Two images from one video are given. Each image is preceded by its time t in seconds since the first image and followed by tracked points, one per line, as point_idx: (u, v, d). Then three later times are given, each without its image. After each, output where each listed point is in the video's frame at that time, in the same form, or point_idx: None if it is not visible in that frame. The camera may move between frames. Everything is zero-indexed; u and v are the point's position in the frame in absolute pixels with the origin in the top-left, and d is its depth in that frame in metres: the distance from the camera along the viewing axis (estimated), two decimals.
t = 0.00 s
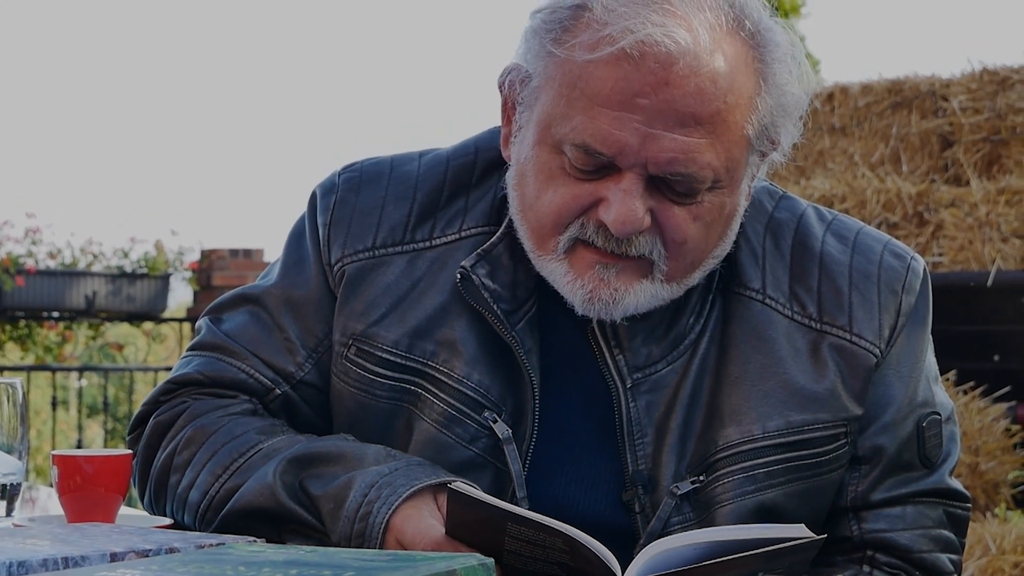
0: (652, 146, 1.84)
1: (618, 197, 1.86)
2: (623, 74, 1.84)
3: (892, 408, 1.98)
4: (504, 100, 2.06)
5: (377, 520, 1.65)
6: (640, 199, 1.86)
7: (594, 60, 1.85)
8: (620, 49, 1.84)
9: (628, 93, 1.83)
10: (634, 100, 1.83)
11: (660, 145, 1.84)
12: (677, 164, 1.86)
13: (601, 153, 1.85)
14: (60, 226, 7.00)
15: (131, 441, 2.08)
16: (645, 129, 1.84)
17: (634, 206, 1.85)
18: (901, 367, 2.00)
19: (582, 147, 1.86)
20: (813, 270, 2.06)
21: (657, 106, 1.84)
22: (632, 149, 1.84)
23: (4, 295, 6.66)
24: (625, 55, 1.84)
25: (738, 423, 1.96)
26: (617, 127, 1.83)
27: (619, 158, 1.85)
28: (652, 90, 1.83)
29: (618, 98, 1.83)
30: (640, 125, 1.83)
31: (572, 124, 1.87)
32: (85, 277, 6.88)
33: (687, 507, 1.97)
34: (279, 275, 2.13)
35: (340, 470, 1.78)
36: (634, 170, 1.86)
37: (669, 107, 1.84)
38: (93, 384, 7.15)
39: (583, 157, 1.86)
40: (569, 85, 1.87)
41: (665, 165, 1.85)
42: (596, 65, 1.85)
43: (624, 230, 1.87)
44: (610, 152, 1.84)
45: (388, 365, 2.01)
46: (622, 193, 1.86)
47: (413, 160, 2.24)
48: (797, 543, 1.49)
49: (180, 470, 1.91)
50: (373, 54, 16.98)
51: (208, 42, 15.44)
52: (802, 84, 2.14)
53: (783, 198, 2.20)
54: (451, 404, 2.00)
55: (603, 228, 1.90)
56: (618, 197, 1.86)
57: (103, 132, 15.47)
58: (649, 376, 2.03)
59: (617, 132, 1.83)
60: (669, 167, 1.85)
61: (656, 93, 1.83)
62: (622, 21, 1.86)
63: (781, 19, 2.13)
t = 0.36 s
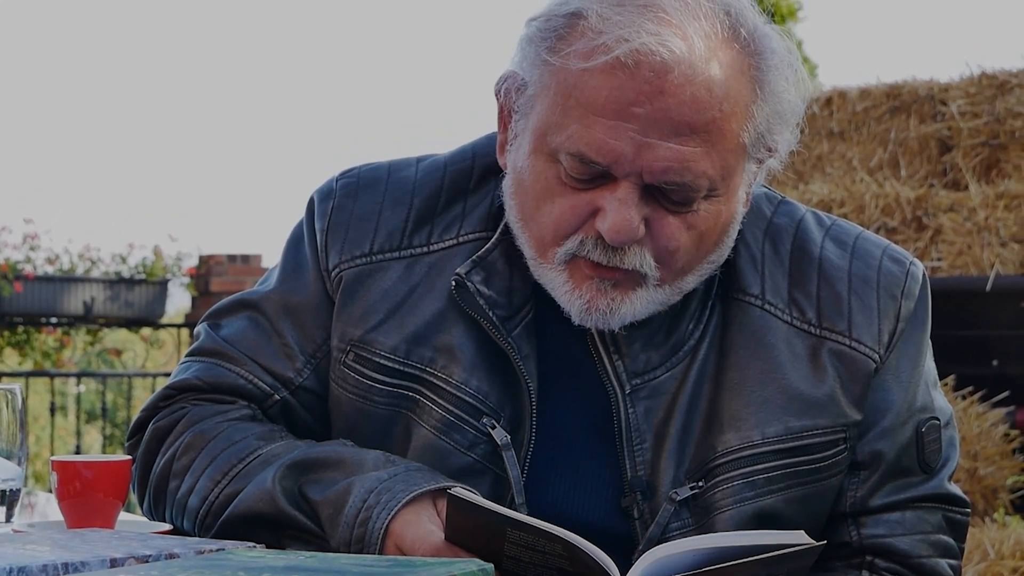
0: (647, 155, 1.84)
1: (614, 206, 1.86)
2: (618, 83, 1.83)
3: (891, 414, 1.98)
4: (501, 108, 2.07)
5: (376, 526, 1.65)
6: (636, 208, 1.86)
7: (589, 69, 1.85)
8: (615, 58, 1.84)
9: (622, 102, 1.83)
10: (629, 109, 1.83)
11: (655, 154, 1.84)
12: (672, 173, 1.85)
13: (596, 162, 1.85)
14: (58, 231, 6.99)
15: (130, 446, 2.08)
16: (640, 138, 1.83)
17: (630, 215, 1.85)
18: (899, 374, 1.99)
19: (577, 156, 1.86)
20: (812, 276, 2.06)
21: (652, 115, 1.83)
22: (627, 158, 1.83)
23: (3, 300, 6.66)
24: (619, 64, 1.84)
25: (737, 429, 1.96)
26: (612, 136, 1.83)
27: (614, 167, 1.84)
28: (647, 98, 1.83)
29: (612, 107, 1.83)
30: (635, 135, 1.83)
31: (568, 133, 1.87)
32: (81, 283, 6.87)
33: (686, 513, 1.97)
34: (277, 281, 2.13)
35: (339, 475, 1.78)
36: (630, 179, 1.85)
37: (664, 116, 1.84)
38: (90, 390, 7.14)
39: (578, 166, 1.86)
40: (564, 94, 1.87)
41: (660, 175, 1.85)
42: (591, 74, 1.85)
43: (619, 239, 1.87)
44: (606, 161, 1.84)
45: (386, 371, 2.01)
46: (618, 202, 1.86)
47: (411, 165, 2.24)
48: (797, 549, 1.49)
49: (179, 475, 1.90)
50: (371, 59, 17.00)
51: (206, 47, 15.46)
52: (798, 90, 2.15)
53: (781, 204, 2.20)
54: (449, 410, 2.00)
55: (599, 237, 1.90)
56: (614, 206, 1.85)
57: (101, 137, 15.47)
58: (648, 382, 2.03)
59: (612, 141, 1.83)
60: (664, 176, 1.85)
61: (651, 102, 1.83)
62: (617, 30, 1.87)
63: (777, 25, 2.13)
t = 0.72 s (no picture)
0: (647, 156, 1.84)
1: (614, 206, 1.86)
2: (617, 83, 1.84)
3: (892, 415, 1.98)
4: (502, 109, 2.07)
5: (377, 525, 1.65)
6: (636, 208, 1.86)
7: (588, 70, 1.86)
8: (614, 59, 1.84)
9: (622, 103, 1.83)
10: (629, 109, 1.83)
11: (655, 154, 1.84)
12: (672, 173, 1.85)
13: (596, 163, 1.85)
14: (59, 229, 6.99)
15: (131, 444, 2.08)
16: (639, 138, 1.83)
17: (630, 215, 1.85)
18: (901, 374, 2.00)
19: (577, 157, 1.86)
20: (813, 277, 2.06)
21: (652, 115, 1.83)
22: (627, 159, 1.84)
23: (3, 298, 6.66)
24: (619, 64, 1.84)
25: (738, 430, 1.96)
26: (612, 137, 1.83)
27: (614, 167, 1.85)
28: (646, 99, 1.83)
29: (611, 107, 1.83)
30: (635, 135, 1.83)
31: (567, 134, 1.87)
32: (81, 281, 6.87)
33: (687, 513, 1.97)
34: (279, 279, 2.13)
35: (340, 474, 1.78)
36: (630, 180, 1.86)
37: (664, 117, 1.84)
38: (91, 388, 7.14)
39: (578, 167, 1.86)
40: (564, 95, 1.87)
41: (660, 175, 1.85)
42: (590, 74, 1.85)
43: (619, 239, 1.87)
44: (605, 162, 1.84)
45: (388, 371, 2.01)
46: (618, 202, 1.86)
47: (413, 165, 2.24)
48: (799, 549, 1.49)
49: (180, 474, 1.90)
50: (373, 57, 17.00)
51: (207, 46, 15.46)
52: (799, 90, 2.15)
53: (783, 205, 2.20)
54: (451, 410, 2.00)
55: (599, 237, 1.90)
56: (614, 207, 1.86)
57: (102, 135, 15.48)
58: (649, 383, 2.03)
59: (611, 142, 1.83)
60: (664, 177, 1.85)
61: (651, 102, 1.83)
62: (616, 31, 1.87)
63: (778, 25, 2.13)
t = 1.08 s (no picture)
0: (651, 150, 1.83)
1: (618, 201, 1.85)
2: (622, 78, 1.83)
3: (897, 413, 1.98)
4: (507, 104, 2.06)
5: (382, 520, 1.65)
6: (640, 204, 1.86)
7: (593, 64, 1.85)
8: (620, 54, 1.84)
9: (627, 98, 1.83)
10: (634, 104, 1.83)
11: (660, 149, 1.84)
12: (677, 169, 1.85)
13: (600, 158, 1.84)
14: (64, 223, 7.00)
15: (136, 439, 2.08)
16: (644, 133, 1.83)
17: (634, 211, 1.85)
18: (906, 372, 1.99)
19: (581, 152, 1.86)
20: (819, 273, 2.06)
21: (657, 110, 1.83)
22: (632, 154, 1.83)
23: (7, 292, 6.66)
24: (624, 59, 1.84)
25: (742, 427, 1.96)
26: (617, 132, 1.83)
27: (618, 162, 1.84)
28: (651, 94, 1.83)
29: (617, 102, 1.83)
30: (640, 130, 1.83)
31: (572, 129, 1.87)
32: (85, 274, 6.87)
33: (691, 510, 1.97)
34: (284, 274, 2.13)
35: (345, 469, 1.78)
36: (634, 175, 1.85)
37: (669, 112, 1.84)
38: (95, 382, 7.14)
39: (583, 162, 1.86)
40: (569, 90, 1.87)
41: (665, 170, 1.85)
42: (596, 69, 1.85)
43: (623, 234, 1.87)
44: (610, 156, 1.84)
45: (392, 366, 2.01)
46: (623, 197, 1.85)
47: (418, 161, 2.24)
48: (803, 546, 1.49)
49: (185, 468, 1.91)
50: (378, 53, 17.00)
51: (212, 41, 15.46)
52: (805, 86, 2.15)
53: (788, 202, 2.19)
54: (455, 406, 2.00)
55: (604, 233, 1.90)
56: (618, 202, 1.85)
57: (106, 130, 15.48)
58: (654, 379, 2.03)
59: (616, 136, 1.83)
60: (669, 172, 1.85)
61: (656, 97, 1.83)
62: (622, 26, 1.87)
63: (784, 22, 2.13)
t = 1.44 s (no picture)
0: (658, 145, 1.83)
1: (625, 196, 1.85)
2: (629, 73, 1.83)
3: (901, 411, 1.97)
4: (514, 99, 2.06)
5: (385, 517, 1.65)
6: (647, 198, 1.86)
7: (601, 59, 1.85)
8: (627, 48, 1.84)
9: (634, 92, 1.83)
10: (641, 99, 1.83)
11: (667, 144, 1.84)
12: (683, 164, 1.85)
13: (607, 153, 1.84)
14: (67, 218, 7.00)
15: (140, 434, 2.09)
16: (651, 128, 1.83)
17: (641, 205, 1.85)
18: (910, 370, 1.99)
19: (588, 147, 1.86)
20: (823, 272, 2.06)
21: (664, 105, 1.83)
22: (638, 148, 1.83)
23: (10, 287, 6.67)
24: (632, 54, 1.84)
25: (746, 425, 1.96)
26: (624, 126, 1.83)
27: (625, 157, 1.84)
28: (658, 88, 1.83)
29: (624, 97, 1.83)
30: (646, 125, 1.83)
31: (579, 124, 1.87)
32: (89, 270, 6.88)
33: (695, 508, 1.97)
34: (289, 271, 2.13)
35: (348, 466, 1.78)
36: (641, 170, 1.85)
37: (676, 107, 1.83)
38: (98, 377, 7.14)
39: (589, 157, 1.86)
40: (576, 85, 1.87)
41: (671, 165, 1.84)
42: (603, 64, 1.85)
43: (629, 229, 1.87)
44: (617, 151, 1.84)
45: (396, 363, 2.01)
46: (629, 192, 1.85)
47: (423, 158, 2.24)
48: (805, 544, 1.49)
49: (189, 464, 1.91)
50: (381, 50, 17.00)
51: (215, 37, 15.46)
52: (811, 84, 2.14)
53: (793, 201, 2.19)
54: (459, 403, 2.00)
55: (609, 228, 1.90)
56: (625, 197, 1.85)
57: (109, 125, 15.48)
58: (658, 377, 2.03)
59: (623, 131, 1.83)
60: (675, 167, 1.85)
61: (663, 92, 1.83)
62: (629, 20, 1.86)
63: (791, 19, 2.13)
